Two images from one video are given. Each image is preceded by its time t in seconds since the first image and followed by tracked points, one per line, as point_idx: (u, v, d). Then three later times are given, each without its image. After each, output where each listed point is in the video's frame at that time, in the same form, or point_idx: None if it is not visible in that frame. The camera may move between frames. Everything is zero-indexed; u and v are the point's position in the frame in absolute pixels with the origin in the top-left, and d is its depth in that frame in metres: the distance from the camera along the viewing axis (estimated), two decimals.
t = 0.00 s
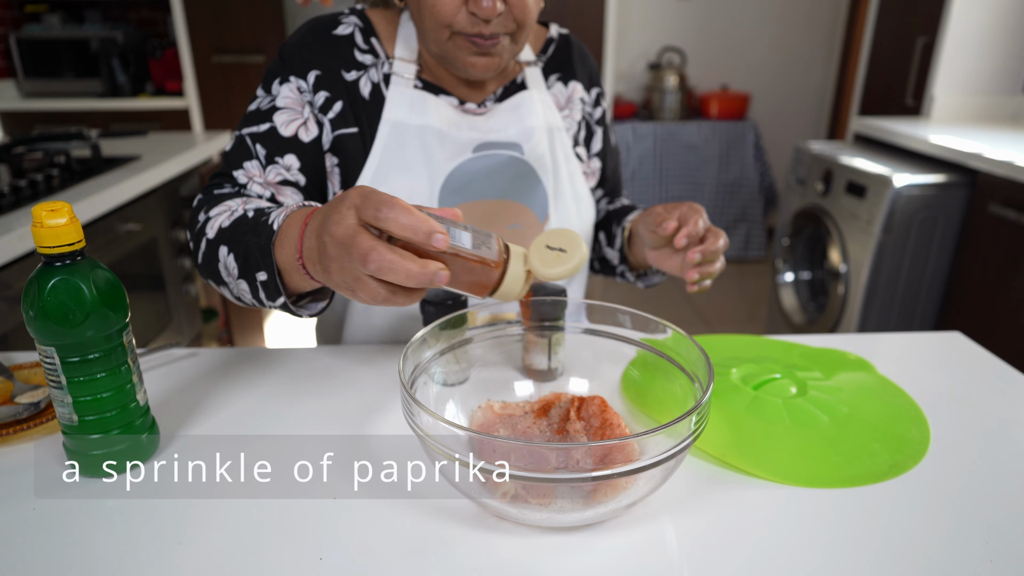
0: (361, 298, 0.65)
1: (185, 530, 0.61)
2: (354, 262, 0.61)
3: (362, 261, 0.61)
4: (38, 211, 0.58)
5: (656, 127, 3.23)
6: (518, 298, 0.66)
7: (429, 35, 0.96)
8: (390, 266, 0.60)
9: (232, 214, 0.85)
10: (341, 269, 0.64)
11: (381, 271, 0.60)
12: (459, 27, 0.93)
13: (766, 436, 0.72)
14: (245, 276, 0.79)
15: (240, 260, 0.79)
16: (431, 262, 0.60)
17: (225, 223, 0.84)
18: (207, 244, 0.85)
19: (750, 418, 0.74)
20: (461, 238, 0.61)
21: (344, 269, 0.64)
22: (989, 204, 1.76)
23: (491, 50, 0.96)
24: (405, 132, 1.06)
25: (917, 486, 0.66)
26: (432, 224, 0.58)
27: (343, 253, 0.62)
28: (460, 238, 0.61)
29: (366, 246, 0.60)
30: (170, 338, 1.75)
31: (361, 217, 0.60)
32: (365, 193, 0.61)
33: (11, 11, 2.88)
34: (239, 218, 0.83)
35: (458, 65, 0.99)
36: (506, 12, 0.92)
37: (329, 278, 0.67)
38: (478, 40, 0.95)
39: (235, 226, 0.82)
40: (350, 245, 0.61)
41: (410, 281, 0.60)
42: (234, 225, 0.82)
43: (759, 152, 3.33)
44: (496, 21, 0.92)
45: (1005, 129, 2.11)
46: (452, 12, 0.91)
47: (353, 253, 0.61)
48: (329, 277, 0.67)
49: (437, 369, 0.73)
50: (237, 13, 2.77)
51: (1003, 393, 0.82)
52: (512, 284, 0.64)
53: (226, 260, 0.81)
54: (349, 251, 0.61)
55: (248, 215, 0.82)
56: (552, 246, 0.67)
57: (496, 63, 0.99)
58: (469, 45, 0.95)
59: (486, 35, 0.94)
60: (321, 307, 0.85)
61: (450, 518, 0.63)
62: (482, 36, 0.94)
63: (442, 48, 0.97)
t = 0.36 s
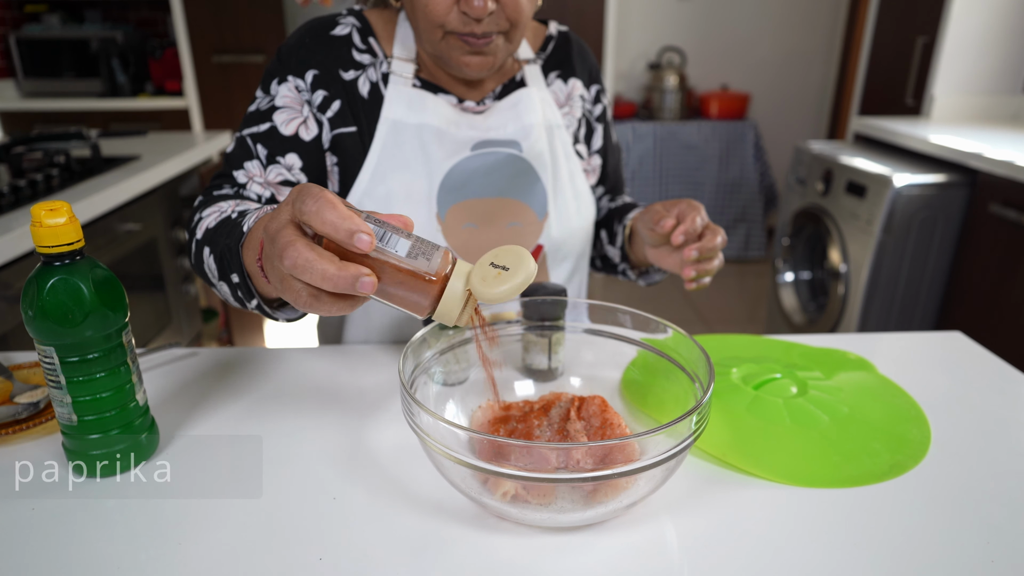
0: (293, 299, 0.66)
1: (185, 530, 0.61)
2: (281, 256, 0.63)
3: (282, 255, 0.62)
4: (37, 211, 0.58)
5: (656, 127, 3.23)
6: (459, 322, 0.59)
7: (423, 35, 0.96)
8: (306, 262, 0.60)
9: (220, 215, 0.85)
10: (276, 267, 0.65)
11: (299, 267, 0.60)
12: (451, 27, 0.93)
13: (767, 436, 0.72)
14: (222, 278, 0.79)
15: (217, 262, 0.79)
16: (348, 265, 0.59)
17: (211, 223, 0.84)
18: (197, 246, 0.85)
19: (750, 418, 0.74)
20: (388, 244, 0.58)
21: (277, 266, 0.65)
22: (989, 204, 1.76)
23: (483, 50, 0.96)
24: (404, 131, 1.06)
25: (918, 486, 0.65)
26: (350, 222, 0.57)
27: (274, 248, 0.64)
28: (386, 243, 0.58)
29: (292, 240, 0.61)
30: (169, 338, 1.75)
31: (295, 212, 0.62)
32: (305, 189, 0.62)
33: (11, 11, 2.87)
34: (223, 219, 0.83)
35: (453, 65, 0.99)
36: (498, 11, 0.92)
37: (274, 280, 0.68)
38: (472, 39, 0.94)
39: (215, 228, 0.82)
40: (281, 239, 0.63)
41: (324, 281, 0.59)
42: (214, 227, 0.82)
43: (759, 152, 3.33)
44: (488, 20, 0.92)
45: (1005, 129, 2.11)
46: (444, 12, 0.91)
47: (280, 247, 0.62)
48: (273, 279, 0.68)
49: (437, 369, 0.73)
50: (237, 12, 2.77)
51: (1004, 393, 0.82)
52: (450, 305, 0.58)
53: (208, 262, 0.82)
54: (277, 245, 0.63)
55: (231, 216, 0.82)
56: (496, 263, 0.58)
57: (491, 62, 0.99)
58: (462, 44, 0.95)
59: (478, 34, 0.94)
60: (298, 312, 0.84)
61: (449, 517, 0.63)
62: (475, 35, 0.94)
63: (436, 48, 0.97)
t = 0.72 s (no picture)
0: (415, 290, 0.62)
1: (185, 529, 0.61)
2: (405, 245, 0.59)
3: (417, 244, 0.57)
4: (39, 211, 0.58)
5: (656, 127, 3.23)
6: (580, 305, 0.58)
7: (424, 36, 0.96)
8: (441, 250, 0.56)
9: (266, 215, 0.83)
10: (395, 257, 0.61)
11: (434, 255, 0.56)
12: (452, 27, 0.93)
13: (766, 436, 0.72)
14: (282, 280, 0.78)
15: (279, 263, 0.78)
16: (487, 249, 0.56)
17: (259, 223, 0.83)
18: (241, 246, 0.83)
19: (749, 418, 0.74)
20: (522, 230, 0.56)
21: (397, 257, 0.61)
22: (989, 204, 1.76)
23: (485, 49, 0.96)
24: (407, 133, 1.07)
25: (917, 486, 0.66)
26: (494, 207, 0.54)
27: (394, 236, 0.60)
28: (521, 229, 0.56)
29: (417, 227, 0.57)
30: (170, 337, 1.75)
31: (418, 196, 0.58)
32: (424, 176, 0.59)
33: (11, 11, 2.88)
34: (274, 218, 0.82)
35: (454, 65, 0.99)
36: (499, 10, 0.92)
37: (385, 273, 0.64)
38: (473, 39, 0.94)
39: (270, 228, 0.80)
40: (402, 227, 0.58)
41: (464, 269, 0.56)
42: (269, 227, 0.80)
43: (759, 152, 3.33)
44: (489, 19, 0.92)
45: (1005, 129, 2.11)
46: (445, 13, 0.91)
47: (407, 235, 0.58)
48: (384, 270, 0.64)
49: (437, 369, 0.74)
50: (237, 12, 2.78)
51: (1003, 393, 0.82)
52: (575, 287, 0.56)
53: (263, 263, 0.80)
54: (401, 232, 0.59)
55: (282, 215, 0.81)
56: (619, 243, 0.59)
57: (492, 62, 0.99)
58: (464, 44, 0.95)
59: (480, 34, 0.94)
60: (364, 310, 0.83)
61: (450, 517, 0.63)
62: (476, 35, 0.94)
63: (437, 49, 0.97)
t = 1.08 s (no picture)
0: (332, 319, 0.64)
1: (185, 528, 0.61)
2: (318, 281, 0.60)
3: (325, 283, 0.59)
4: (40, 210, 0.58)
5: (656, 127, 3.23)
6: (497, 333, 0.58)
7: (425, 36, 0.97)
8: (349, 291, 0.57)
9: (235, 224, 0.83)
10: (313, 288, 0.63)
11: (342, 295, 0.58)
12: (453, 26, 0.93)
13: (767, 436, 0.72)
14: (240, 291, 0.79)
15: (237, 275, 0.78)
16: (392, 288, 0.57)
17: (227, 232, 0.83)
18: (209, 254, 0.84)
19: (750, 417, 0.74)
20: (434, 263, 0.56)
21: (314, 288, 0.62)
22: (989, 204, 1.76)
23: (485, 49, 0.96)
24: (407, 132, 1.06)
25: (917, 485, 0.66)
26: (396, 246, 0.55)
27: (311, 270, 0.61)
28: (431, 263, 0.56)
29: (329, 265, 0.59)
30: (170, 337, 1.75)
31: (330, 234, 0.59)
32: (338, 210, 0.59)
33: (11, 11, 2.87)
34: (240, 229, 0.82)
35: (455, 65, 0.99)
36: (500, 9, 0.92)
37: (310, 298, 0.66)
38: (474, 38, 0.94)
39: (234, 238, 0.81)
40: (317, 262, 0.60)
41: (371, 307, 0.57)
42: (232, 237, 0.81)
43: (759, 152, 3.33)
44: (490, 19, 0.92)
45: (1005, 129, 2.11)
46: (445, 12, 0.92)
47: (319, 272, 0.59)
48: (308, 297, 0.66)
49: (438, 368, 0.74)
50: (237, 12, 2.78)
51: (1004, 393, 0.82)
52: (488, 319, 0.56)
53: (224, 273, 0.81)
54: (314, 269, 0.60)
55: (247, 226, 0.81)
56: (535, 278, 0.57)
57: (493, 61, 0.99)
58: (465, 44, 0.95)
59: (480, 33, 0.94)
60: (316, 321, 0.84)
61: (450, 516, 0.63)
62: (477, 34, 0.94)
63: (438, 49, 0.97)
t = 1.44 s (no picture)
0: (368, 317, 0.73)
1: (187, 529, 0.61)
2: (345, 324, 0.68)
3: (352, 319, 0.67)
4: (43, 211, 0.59)
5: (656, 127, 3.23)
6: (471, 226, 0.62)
7: (419, 35, 0.97)
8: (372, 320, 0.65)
9: (230, 236, 0.87)
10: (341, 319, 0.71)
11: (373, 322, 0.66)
12: (444, 24, 0.93)
13: (766, 436, 0.72)
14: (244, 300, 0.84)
15: (238, 287, 0.83)
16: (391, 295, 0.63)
17: (224, 245, 0.86)
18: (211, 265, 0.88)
19: (750, 418, 0.74)
20: (391, 263, 0.61)
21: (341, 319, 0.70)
22: (989, 204, 1.76)
23: (477, 46, 0.96)
24: (402, 132, 1.06)
25: (916, 485, 0.66)
26: (367, 300, 0.61)
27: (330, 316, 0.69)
28: (390, 266, 0.61)
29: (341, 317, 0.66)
30: (170, 338, 1.75)
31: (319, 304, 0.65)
32: (303, 293, 0.65)
33: (11, 11, 2.87)
34: (234, 241, 0.85)
35: (449, 63, 1.00)
36: (489, 6, 0.91)
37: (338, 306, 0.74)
38: (465, 35, 0.95)
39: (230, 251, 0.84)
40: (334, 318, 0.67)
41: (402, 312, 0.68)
42: (228, 251, 0.84)
43: (759, 153, 3.33)
44: (479, 15, 0.92)
45: (1004, 129, 2.12)
46: (434, 11, 0.92)
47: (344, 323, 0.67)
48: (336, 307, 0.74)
49: (438, 368, 0.74)
50: (237, 13, 2.78)
51: (1003, 393, 0.82)
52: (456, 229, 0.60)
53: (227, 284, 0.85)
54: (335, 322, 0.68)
55: (240, 238, 0.84)
56: (447, 201, 0.58)
57: (485, 58, 0.99)
58: (456, 41, 0.95)
59: (471, 29, 0.94)
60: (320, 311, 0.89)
61: (452, 516, 0.63)
62: (468, 31, 0.94)
63: (431, 48, 0.98)
